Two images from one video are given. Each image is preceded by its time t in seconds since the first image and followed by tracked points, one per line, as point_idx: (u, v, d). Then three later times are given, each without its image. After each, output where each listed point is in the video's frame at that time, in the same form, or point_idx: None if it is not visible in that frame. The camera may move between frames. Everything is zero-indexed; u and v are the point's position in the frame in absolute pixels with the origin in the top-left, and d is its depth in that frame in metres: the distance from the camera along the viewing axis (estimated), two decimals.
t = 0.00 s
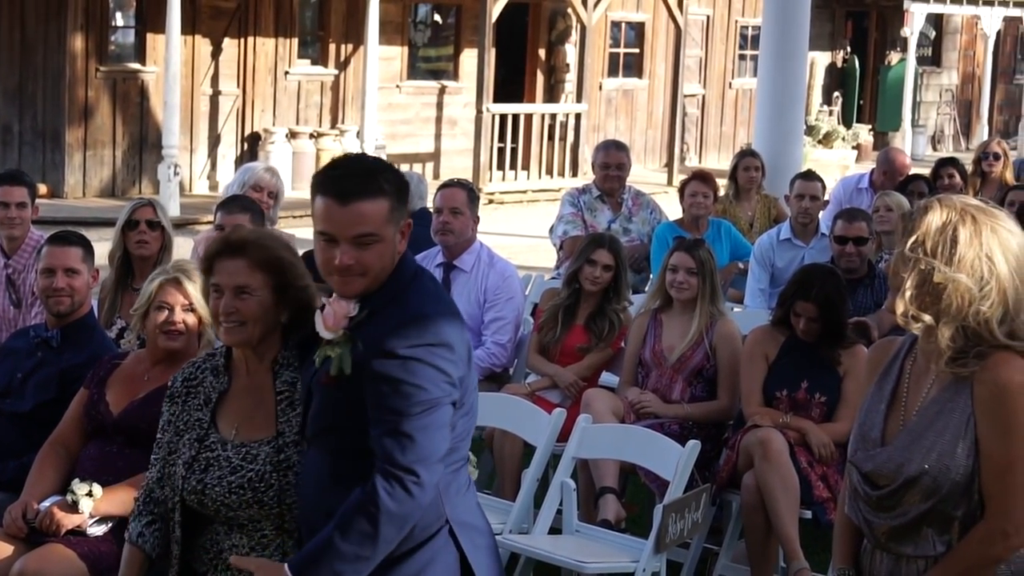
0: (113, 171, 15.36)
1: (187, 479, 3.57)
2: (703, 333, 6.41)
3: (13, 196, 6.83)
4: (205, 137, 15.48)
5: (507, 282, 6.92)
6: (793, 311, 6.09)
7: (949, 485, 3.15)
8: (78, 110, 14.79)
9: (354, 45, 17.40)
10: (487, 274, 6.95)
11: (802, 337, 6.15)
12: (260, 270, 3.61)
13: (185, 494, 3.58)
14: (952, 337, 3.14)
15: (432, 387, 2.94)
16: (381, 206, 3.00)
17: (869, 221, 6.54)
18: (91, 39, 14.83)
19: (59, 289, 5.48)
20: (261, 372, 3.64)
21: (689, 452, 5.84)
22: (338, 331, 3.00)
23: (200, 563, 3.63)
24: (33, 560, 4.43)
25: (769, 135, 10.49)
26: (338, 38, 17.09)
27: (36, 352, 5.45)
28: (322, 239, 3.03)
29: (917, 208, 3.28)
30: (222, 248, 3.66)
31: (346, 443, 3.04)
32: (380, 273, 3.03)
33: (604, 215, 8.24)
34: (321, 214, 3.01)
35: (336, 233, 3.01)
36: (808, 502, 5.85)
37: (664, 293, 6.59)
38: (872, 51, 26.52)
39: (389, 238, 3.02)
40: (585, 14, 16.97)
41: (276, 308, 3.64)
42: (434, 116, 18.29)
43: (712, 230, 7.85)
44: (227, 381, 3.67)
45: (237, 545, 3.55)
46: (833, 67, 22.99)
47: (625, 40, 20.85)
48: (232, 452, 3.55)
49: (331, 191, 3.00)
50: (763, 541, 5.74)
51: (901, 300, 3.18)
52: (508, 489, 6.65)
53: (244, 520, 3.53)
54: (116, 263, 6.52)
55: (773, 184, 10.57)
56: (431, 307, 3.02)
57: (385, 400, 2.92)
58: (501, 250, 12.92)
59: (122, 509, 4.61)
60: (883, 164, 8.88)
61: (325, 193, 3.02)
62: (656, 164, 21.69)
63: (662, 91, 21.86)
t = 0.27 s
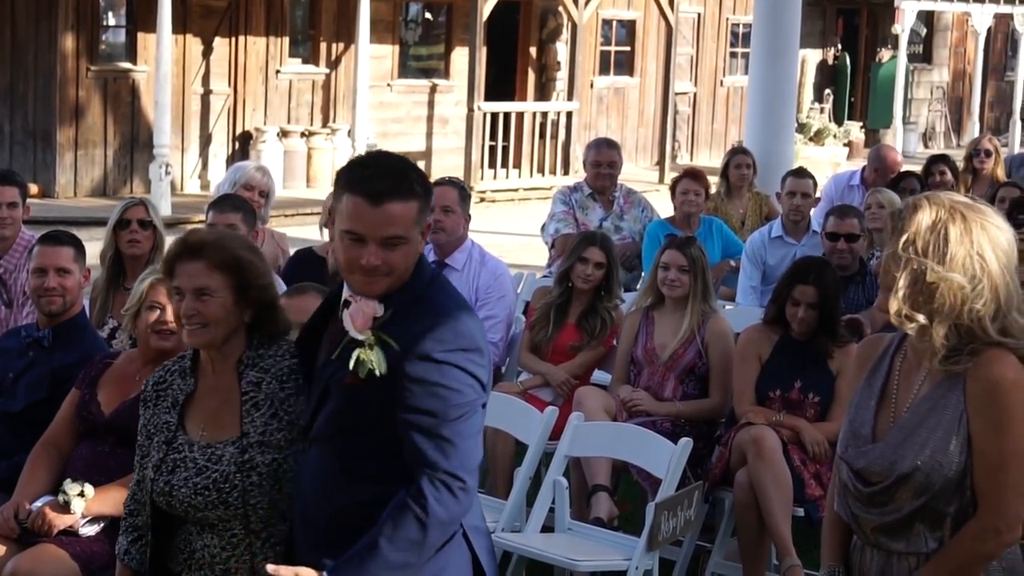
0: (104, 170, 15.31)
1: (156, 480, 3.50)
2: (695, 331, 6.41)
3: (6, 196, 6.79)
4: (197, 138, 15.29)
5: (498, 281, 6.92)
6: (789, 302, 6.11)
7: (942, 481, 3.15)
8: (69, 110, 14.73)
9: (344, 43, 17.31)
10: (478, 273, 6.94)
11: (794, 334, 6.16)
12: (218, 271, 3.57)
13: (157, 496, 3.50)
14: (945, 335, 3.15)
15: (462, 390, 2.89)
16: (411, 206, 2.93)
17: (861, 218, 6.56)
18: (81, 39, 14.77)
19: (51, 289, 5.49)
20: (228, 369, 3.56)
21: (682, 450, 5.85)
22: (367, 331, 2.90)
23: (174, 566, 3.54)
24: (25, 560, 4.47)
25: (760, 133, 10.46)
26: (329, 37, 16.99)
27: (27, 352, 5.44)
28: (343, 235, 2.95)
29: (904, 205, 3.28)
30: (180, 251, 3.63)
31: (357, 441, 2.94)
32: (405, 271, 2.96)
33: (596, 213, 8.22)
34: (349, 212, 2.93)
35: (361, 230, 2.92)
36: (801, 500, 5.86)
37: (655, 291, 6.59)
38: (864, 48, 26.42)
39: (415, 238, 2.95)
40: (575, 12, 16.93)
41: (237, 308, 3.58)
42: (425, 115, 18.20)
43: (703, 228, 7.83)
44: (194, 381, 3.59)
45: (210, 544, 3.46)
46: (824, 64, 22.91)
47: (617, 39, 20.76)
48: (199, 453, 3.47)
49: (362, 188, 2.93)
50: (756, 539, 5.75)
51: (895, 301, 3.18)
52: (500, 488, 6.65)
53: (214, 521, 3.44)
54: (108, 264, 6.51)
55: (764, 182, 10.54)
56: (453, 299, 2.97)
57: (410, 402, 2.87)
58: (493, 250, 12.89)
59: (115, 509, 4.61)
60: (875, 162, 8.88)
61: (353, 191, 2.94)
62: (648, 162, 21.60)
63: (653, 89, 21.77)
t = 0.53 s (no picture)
0: (92, 170, 15.13)
1: (113, 480, 3.46)
2: (687, 329, 6.38)
3: None
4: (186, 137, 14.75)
5: (489, 280, 6.87)
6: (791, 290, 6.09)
7: (934, 480, 3.11)
8: (55, 109, 14.54)
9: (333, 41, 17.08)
10: (470, 272, 6.87)
11: (793, 334, 6.15)
12: (168, 271, 3.52)
13: (114, 499, 3.46)
14: (940, 333, 3.10)
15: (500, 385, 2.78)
16: (428, 205, 2.82)
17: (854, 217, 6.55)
18: (68, 38, 14.59)
19: (39, 291, 5.44)
20: (182, 372, 3.49)
21: (675, 449, 5.83)
22: (396, 334, 2.77)
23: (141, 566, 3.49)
24: (14, 562, 4.45)
25: (752, 133, 10.44)
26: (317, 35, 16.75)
27: (14, 353, 5.38)
28: (361, 236, 2.82)
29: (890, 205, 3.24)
30: (131, 252, 3.59)
31: (405, 449, 2.78)
32: (418, 271, 2.85)
33: (587, 212, 8.19)
34: (367, 212, 2.81)
35: (378, 230, 2.80)
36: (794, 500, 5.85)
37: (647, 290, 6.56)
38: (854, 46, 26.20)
39: (428, 238, 2.85)
40: (565, 9, 16.71)
41: (190, 307, 3.51)
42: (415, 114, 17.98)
43: (695, 227, 7.80)
44: (151, 381, 3.53)
45: (167, 545, 3.41)
46: (814, 63, 22.66)
47: (607, 36, 20.53)
48: (152, 453, 3.41)
49: (383, 187, 2.81)
50: (749, 538, 5.71)
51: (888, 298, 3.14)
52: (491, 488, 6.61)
53: (168, 521, 3.38)
54: (95, 264, 6.47)
55: (756, 181, 10.51)
56: (468, 296, 2.88)
57: (446, 402, 2.74)
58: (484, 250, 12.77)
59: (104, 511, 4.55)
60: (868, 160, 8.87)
61: (373, 190, 2.81)
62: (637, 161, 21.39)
63: (644, 86, 21.52)
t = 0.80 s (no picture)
0: (67, 173, 14.66)
1: (54, 480, 3.19)
2: (662, 331, 6.38)
3: None
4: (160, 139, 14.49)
5: (467, 281, 6.85)
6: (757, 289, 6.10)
7: (902, 483, 2.94)
8: (30, 112, 14.03)
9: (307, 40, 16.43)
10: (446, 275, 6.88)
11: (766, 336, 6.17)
12: (87, 279, 3.20)
13: (56, 500, 3.20)
14: (918, 336, 2.94)
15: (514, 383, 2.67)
16: (433, 211, 2.65)
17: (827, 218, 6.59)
18: (43, 41, 14.04)
19: (13, 294, 5.41)
20: (123, 373, 3.22)
21: (650, 449, 5.80)
22: (418, 340, 2.59)
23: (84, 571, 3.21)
24: None
25: (728, 134, 10.32)
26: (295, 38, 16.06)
27: None
28: (364, 240, 2.65)
29: (856, 209, 3.08)
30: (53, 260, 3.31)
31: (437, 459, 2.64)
32: (423, 276, 2.68)
33: (563, 214, 7.99)
34: (372, 215, 2.63)
35: (382, 235, 2.63)
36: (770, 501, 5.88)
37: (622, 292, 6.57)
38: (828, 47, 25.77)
39: (433, 244, 2.67)
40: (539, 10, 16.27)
41: (117, 312, 3.21)
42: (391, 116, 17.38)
43: (670, 228, 7.82)
44: (96, 381, 3.27)
45: (108, 545, 3.13)
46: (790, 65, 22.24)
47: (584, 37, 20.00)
48: (88, 452, 3.15)
49: (390, 192, 2.64)
50: (728, 539, 5.73)
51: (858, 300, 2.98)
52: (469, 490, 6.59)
53: (108, 521, 3.13)
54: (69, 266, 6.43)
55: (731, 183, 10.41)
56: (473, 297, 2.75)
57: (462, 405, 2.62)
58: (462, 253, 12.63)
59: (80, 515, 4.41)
60: (841, 161, 8.88)
61: (381, 194, 2.64)
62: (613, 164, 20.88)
63: (620, 88, 20.99)
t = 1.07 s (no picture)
0: (26, 181, 14.36)
1: None
2: (625, 339, 6.39)
3: None
4: (121, 145, 14.27)
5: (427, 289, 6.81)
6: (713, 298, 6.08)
7: (863, 491, 2.92)
8: None
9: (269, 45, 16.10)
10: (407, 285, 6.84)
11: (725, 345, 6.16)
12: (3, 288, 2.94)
13: None
14: (877, 346, 2.90)
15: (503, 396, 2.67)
16: (433, 226, 2.60)
17: (789, 225, 6.64)
18: None
19: None
20: (47, 378, 2.99)
21: (614, 458, 5.73)
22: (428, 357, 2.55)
23: None
24: None
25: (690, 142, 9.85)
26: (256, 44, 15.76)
27: None
28: (371, 254, 2.57)
29: (808, 213, 3.01)
30: None
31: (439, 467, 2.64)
32: (422, 291, 2.62)
33: (527, 222, 7.85)
34: (380, 229, 2.57)
35: (391, 247, 2.56)
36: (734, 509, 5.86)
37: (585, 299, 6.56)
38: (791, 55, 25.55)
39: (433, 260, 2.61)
40: (504, 18, 15.98)
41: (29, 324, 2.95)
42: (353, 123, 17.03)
43: (633, 234, 7.84)
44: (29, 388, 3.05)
45: (34, 554, 2.90)
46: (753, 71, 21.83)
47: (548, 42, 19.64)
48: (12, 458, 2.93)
49: (398, 208, 2.59)
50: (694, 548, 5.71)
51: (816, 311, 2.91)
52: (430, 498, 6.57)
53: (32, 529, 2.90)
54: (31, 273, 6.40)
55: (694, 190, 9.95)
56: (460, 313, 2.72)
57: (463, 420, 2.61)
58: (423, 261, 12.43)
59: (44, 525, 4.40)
60: (801, 167, 8.93)
61: (389, 210, 2.59)
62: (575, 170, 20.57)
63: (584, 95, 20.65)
